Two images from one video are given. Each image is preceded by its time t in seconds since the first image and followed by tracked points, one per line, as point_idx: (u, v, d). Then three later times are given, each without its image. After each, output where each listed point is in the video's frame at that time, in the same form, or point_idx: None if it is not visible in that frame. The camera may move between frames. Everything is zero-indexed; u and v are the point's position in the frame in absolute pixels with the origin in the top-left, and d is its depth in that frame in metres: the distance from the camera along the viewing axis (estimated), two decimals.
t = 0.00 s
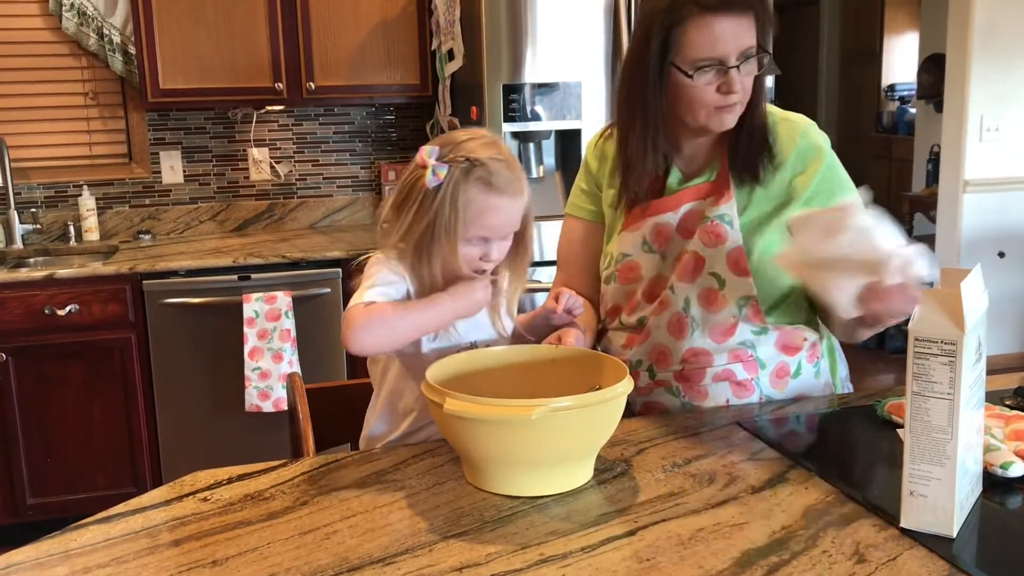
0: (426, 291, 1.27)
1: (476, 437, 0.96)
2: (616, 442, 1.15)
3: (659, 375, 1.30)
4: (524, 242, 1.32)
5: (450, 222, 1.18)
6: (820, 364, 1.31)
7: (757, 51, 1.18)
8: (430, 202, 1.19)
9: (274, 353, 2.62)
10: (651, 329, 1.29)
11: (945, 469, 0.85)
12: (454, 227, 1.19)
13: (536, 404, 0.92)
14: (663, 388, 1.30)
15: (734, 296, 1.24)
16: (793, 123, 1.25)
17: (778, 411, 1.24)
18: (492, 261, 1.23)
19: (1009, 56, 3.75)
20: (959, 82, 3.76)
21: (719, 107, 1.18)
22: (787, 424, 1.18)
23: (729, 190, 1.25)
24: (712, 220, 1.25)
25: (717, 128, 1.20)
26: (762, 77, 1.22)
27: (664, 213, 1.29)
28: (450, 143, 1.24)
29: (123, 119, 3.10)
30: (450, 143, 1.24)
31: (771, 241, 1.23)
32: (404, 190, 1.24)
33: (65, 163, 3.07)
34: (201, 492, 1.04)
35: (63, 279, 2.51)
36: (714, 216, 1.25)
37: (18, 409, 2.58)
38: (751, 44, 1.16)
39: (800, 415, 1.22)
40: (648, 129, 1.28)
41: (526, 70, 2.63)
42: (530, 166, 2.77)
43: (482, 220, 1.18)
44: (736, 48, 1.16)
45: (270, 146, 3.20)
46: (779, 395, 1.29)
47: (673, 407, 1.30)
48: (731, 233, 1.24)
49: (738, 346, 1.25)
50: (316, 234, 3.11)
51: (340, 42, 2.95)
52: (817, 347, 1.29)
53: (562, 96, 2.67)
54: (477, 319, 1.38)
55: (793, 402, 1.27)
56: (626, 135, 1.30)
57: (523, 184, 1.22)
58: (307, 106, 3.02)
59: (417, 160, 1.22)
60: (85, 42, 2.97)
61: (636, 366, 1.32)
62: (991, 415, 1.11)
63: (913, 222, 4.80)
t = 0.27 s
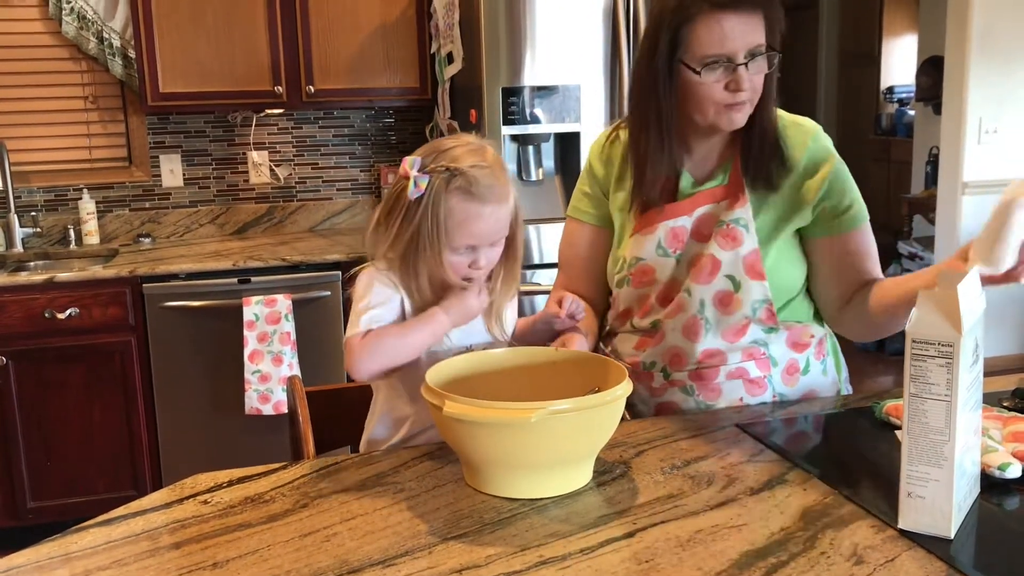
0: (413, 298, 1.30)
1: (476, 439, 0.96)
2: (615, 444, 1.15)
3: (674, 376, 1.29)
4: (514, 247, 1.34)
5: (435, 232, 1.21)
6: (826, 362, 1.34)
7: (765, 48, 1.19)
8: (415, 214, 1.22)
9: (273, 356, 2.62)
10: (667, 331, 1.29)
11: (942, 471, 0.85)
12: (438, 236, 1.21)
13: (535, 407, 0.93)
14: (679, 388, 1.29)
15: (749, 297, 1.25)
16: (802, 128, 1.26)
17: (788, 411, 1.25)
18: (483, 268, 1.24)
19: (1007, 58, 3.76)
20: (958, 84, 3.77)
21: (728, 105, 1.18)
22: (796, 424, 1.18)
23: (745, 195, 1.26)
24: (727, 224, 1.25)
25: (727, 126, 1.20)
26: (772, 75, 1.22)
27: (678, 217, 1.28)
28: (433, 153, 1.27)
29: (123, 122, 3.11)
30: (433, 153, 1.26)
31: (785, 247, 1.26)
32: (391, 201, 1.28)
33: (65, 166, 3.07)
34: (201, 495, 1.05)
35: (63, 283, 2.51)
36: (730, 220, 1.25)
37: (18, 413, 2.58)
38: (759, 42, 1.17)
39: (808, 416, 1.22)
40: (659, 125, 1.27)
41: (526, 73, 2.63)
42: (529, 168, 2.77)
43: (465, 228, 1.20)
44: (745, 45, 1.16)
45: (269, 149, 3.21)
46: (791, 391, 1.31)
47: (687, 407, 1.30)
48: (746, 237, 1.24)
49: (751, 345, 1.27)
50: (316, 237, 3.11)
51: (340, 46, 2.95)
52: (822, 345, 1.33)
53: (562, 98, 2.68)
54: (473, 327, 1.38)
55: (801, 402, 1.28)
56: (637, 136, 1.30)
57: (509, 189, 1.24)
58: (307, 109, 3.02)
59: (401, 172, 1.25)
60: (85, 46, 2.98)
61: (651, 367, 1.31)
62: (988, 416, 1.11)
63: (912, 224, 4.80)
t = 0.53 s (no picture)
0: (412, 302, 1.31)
1: (474, 441, 0.96)
2: (614, 446, 1.15)
3: (698, 380, 1.28)
4: (511, 244, 1.34)
5: (429, 232, 1.22)
6: (837, 361, 1.34)
7: (772, 39, 1.16)
8: (408, 216, 1.23)
9: (272, 358, 2.63)
10: (691, 338, 1.28)
11: (939, 472, 0.85)
12: (432, 237, 1.22)
13: (533, 410, 0.93)
14: (702, 391, 1.28)
15: (771, 303, 1.26)
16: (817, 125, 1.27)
17: (803, 411, 1.26)
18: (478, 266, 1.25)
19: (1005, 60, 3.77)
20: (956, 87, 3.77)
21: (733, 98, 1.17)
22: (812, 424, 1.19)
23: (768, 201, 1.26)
24: (753, 231, 1.27)
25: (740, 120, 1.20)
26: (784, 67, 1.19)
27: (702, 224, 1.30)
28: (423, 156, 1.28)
29: (122, 125, 3.11)
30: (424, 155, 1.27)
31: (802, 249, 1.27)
32: (384, 206, 1.29)
33: (64, 169, 3.07)
34: (200, 497, 1.05)
35: (62, 286, 2.51)
36: (754, 227, 1.27)
37: (18, 416, 2.58)
38: (765, 34, 1.14)
39: (818, 416, 1.22)
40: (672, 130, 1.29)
41: (524, 76, 2.64)
42: (528, 171, 2.77)
43: (459, 228, 1.21)
44: (749, 36, 1.14)
45: (268, 152, 3.21)
46: (807, 391, 1.31)
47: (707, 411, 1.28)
48: (771, 241, 1.26)
49: (770, 347, 1.28)
50: (315, 239, 3.12)
51: (339, 49, 2.96)
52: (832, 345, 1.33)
53: (560, 101, 2.68)
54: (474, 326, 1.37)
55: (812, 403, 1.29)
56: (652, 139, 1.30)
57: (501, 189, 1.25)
58: (306, 112, 3.03)
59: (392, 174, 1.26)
60: (84, 49, 2.98)
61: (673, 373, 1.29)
62: (986, 418, 1.12)
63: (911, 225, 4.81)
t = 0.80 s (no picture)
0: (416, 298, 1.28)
1: (473, 443, 0.96)
2: (614, 448, 1.15)
3: (715, 389, 1.27)
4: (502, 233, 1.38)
5: (428, 215, 1.25)
6: (849, 366, 1.35)
7: (780, 38, 1.05)
8: (403, 202, 1.26)
9: (272, 360, 2.63)
10: (715, 347, 1.23)
11: (937, 474, 0.85)
12: (431, 219, 1.25)
13: (532, 412, 0.93)
14: (716, 399, 1.28)
15: (796, 315, 1.24)
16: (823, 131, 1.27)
17: (811, 414, 1.26)
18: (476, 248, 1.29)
19: (1004, 62, 3.77)
20: (955, 88, 3.78)
21: (743, 99, 1.06)
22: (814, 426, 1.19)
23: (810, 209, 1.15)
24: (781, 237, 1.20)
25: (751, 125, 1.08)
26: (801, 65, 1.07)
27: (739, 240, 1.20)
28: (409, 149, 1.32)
29: (122, 127, 3.11)
30: (409, 148, 1.32)
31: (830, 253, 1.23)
32: (377, 205, 1.32)
33: (64, 171, 3.07)
34: (200, 499, 1.05)
35: (62, 288, 2.51)
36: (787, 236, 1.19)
37: (17, 418, 2.58)
38: (770, 34, 1.04)
39: (824, 419, 1.22)
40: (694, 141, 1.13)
41: (523, 78, 2.64)
42: (527, 173, 2.77)
43: (457, 207, 1.25)
44: (752, 37, 1.04)
45: (268, 154, 3.21)
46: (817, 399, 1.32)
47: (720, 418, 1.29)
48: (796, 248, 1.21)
49: (790, 357, 1.27)
50: (315, 241, 3.12)
51: (338, 51, 2.96)
52: (846, 350, 1.33)
53: (559, 103, 2.68)
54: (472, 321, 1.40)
55: (819, 406, 1.29)
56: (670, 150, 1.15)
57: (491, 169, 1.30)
58: (305, 114, 3.03)
59: (382, 169, 1.30)
60: (84, 51, 2.99)
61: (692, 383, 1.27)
62: (985, 420, 1.12)
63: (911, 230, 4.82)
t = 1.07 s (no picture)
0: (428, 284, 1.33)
1: (474, 444, 0.96)
2: (614, 449, 1.16)
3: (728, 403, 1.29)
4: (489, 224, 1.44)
5: (431, 198, 1.32)
6: (854, 374, 1.35)
7: (761, 74, 1.00)
8: (404, 190, 1.32)
9: (272, 360, 2.63)
10: (732, 366, 1.26)
11: (938, 476, 0.86)
12: (434, 201, 1.32)
13: (535, 413, 0.93)
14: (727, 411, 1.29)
15: (819, 341, 1.27)
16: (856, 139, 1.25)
17: (810, 416, 1.25)
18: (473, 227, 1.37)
19: (1005, 63, 3.77)
20: (955, 89, 3.78)
21: (727, 136, 1.05)
22: (813, 428, 1.19)
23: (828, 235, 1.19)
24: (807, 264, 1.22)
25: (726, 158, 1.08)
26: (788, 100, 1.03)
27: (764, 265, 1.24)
28: (389, 148, 1.38)
29: (123, 127, 3.11)
30: (390, 147, 1.38)
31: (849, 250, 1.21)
32: (370, 207, 1.36)
33: (65, 171, 3.08)
34: (200, 499, 1.05)
35: (62, 288, 2.51)
36: (808, 261, 1.22)
37: (18, 418, 2.58)
38: (750, 71, 1.00)
39: (823, 421, 1.22)
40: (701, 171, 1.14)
41: (524, 79, 2.64)
42: (527, 174, 2.77)
43: (456, 187, 1.33)
44: (725, 76, 1.00)
45: (269, 154, 3.22)
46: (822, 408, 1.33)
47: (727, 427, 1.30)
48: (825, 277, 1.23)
49: (803, 372, 1.29)
50: (315, 242, 3.12)
51: (339, 51, 2.96)
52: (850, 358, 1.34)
53: (560, 104, 2.68)
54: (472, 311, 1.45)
55: (819, 409, 1.28)
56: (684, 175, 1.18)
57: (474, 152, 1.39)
58: (306, 114, 3.03)
59: (372, 167, 1.35)
60: (85, 51, 2.99)
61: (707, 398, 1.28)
62: (985, 420, 1.11)
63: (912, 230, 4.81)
